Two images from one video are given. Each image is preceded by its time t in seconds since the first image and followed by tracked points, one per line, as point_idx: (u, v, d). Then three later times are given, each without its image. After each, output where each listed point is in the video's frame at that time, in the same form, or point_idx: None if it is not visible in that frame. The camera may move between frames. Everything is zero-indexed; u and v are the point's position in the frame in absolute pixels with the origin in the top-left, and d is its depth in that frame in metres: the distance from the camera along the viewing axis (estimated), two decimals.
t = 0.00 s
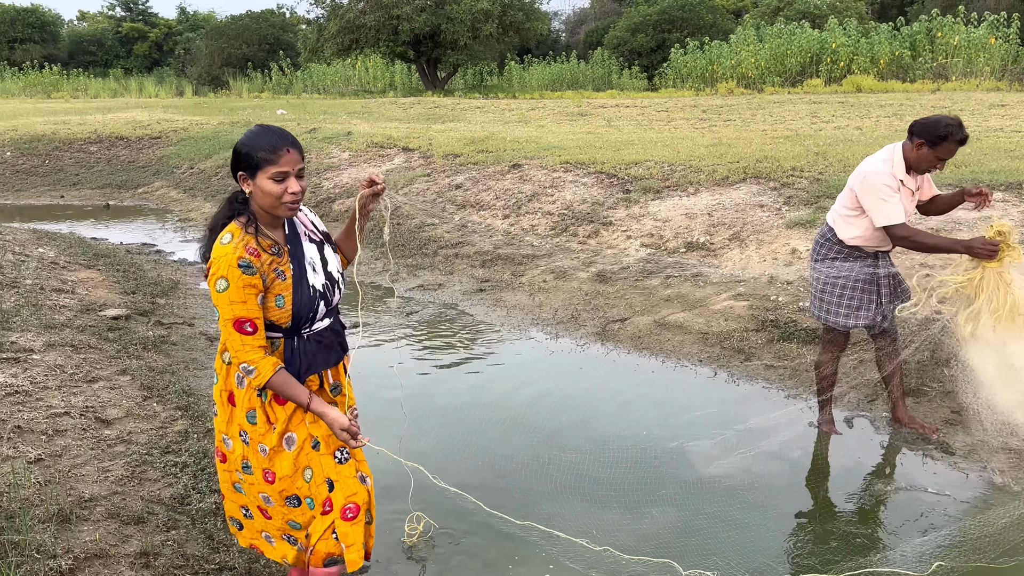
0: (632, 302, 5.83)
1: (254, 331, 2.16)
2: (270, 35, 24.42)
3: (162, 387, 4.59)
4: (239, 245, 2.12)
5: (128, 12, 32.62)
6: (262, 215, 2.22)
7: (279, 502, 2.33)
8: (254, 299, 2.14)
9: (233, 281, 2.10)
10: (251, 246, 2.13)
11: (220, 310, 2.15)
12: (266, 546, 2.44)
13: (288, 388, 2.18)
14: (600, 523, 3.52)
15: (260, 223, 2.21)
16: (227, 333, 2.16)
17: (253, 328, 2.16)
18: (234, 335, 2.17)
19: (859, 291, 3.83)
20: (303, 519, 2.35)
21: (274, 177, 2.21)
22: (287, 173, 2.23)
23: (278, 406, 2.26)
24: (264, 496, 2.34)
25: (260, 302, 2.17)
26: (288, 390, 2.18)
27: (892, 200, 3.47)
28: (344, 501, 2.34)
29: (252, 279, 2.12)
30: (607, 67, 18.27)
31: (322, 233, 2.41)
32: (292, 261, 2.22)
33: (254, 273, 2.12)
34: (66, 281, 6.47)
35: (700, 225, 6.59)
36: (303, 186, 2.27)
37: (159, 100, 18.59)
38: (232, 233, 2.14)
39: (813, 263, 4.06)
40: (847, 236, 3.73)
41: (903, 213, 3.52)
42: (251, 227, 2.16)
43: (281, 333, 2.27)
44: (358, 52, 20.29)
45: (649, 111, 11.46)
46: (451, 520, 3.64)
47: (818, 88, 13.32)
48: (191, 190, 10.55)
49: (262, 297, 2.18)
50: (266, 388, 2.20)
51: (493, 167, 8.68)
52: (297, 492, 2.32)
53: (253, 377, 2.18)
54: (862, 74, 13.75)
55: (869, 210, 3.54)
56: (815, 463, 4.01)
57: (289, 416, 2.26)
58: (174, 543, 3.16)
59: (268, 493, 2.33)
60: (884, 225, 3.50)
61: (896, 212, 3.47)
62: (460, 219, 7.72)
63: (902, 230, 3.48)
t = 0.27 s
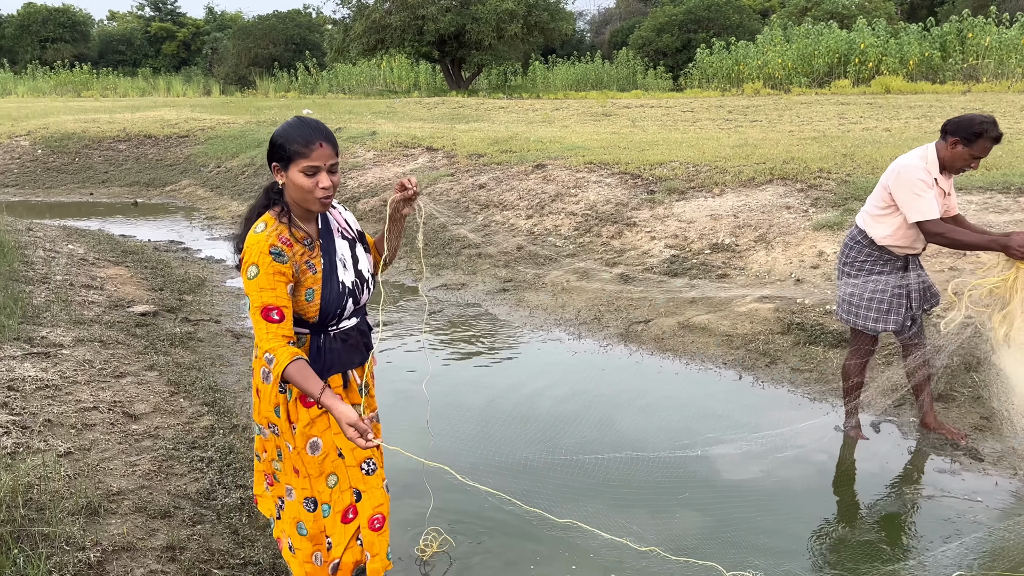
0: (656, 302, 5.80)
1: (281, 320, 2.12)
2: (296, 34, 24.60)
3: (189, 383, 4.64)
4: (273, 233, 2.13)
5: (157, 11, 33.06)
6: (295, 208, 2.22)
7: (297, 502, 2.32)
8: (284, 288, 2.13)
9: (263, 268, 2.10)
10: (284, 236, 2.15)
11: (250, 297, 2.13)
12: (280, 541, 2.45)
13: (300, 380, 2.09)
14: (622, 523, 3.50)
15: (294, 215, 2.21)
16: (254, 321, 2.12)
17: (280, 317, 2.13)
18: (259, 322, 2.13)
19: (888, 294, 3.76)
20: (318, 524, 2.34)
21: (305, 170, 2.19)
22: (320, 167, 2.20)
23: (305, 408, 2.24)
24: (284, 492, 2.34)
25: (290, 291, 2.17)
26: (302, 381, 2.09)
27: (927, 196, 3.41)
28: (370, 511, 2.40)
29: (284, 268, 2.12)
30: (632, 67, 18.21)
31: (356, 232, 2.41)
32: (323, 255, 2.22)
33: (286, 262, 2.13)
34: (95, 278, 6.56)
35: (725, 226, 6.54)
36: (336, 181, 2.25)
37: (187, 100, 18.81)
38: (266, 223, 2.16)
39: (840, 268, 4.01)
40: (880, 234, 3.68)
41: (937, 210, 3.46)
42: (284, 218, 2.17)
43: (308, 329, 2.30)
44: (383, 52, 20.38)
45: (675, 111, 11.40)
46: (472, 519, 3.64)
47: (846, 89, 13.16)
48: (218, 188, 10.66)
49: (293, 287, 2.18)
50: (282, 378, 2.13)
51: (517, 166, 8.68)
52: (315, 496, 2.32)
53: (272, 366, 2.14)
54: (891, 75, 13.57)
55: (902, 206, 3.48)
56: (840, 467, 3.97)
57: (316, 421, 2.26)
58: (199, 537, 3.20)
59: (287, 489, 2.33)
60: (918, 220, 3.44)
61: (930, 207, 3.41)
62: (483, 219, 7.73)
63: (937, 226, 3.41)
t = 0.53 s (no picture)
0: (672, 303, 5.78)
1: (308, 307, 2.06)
2: (315, 34, 24.72)
3: (206, 380, 4.68)
4: (292, 236, 2.12)
5: (177, 11, 33.37)
6: (310, 214, 2.20)
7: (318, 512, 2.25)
8: (308, 281, 2.09)
9: (288, 263, 2.07)
10: (304, 237, 2.13)
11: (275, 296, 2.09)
12: (289, 558, 2.34)
13: (330, 366, 1.96)
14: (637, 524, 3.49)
15: (309, 220, 2.19)
16: (280, 313, 2.05)
17: (306, 304, 2.07)
18: (286, 313, 2.05)
19: (907, 297, 3.72)
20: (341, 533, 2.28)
21: (324, 185, 2.14)
22: (339, 182, 2.16)
23: (339, 412, 2.21)
24: (305, 503, 2.25)
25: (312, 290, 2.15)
26: (332, 363, 1.97)
27: (948, 198, 3.36)
28: (395, 516, 2.39)
29: (308, 264, 2.10)
30: (650, 67, 18.14)
31: (369, 231, 2.42)
32: (343, 256, 2.21)
33: (309, 259, 2.11)
34: (115, 275, 6.63)
35: (743, 226, 6.49)
36: (354, 196, 2.21)
37: (206, 98, 18.96)
38: (285, 226, 2.13)
39: (859, 269, 3.97)
40: (899, 235, 3.64)
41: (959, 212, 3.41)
42: (301, 221, 2.15)
43: (335, 330, 2.27)
44: (401, 52, 20.41)
45: (693, 110, 11.34)
46: (487, 517, 3.63)
47: (867, 88, 13.03)
48: (237, 187, 10.74)
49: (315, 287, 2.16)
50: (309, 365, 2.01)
51: (533, 166, 8.67)
52: (341, 504, 2.26)
53: (300, 353, 2.01)
54: (912, 74, 13.41)
55: (923, 206, 3.44)
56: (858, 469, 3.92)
57: (347, 425, 2.22)
58: (216, 534, 3.22)
59: (308, 498, 2.25)
60: (938, 222, 3.40)
61: (951, 208, 3.36)
62: (500, 218, 7.72)
63: (956, 228, 3.36)
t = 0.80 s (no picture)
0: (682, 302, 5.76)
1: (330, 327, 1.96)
2: (325, 33, 24.77)
3: (216, 378, 4.70)
4: (314, 252, 2.03)
5: (188, 10, 33.54)
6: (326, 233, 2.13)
7: (339, 526, 2.14)
8: (329, 299, 2.00)
9: (313, 281, 1.98)
10: (325, 253, 2.05)
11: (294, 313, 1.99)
12: None
13: (343, 390, 1.86)
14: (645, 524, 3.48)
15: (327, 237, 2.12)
16: (299, 331, 1.95)
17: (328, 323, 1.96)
18: (306, 331, 1.94)
19: (920, 296, 3.69)
20: (363, 545, 2.19)
21: (344, 205, 2.07)
22: (359, 203, 2.09)
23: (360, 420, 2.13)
24: (320, 519, 2.13)
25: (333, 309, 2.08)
26: (345, 390, 1.86)
27: (961, 195, 3.34)
28: (420, 516, 2.35)
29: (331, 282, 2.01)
30: (660, 65, 18.10)
31: (381, 239, 2.36)
32: (361, 272, 2.15)
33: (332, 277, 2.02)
34: (126, 273, 6.67)
35: (753, 225, 6.46)
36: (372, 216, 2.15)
37: (217, 97, 19.04)
38: (305, 242, 2.05)
39: (871, 267, 3.93)
40: (912, 233, 3.61)
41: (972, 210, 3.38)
42: (320, 237, 2.07)
43: (352, 342, 2.20)
44: (410, 51, 20.43)
45: (703, 109, 11.30)
46: (495, 516, 3.62)
47: (878, 87, 12.95)
48: (247, 185, 10.77)
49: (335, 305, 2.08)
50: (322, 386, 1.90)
51: (542, 164, 8.66)
52: (365, 515, 2.17)
53: (314, 372, 1.90)
54: (924, 73, 13.31)
55: (936, 204, 3.41)
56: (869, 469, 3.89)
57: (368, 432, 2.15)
58: (225, 531, 3.23)
59: (326, 514, 2.13)
60: (951, 219, 3.37)
61: (964, 205, 3.33)
62: (509, 217, 7.72)
63: (969, 225, 3.33)
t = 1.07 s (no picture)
0: (684, 300, 5.76)
1: (342, 355, 2.05)
2: (328, 31, 24.80)
3: (219, 376, 4.71)
4: (325, 266, 1.99)
5: (192, 8, 33.64)
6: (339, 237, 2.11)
7: (362, 530, 2.18)
8: (340, 323, 2.03)
9: (326, 306, 1.98)
10: (336, 266, 2.01)
11: (307, 336, 2.03)
12: None
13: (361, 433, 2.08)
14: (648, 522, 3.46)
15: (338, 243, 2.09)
16: (314, 359, 2.04)
17: (339, 352, 2.05)
18: (321, 361, 2.04)
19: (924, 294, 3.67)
20: (386, 547, 2.23)
21: (359, 208, 2.07)
22: (373, 205, 2.09)
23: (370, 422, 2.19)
24: (340, 526, 2.17)
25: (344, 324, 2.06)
26: (364, 435, 2.08)
27: (966, 192, 3.32)
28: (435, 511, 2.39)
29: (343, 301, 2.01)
30: (663, 63, 18.08)
31: (384, 242, 2.33)
32: (370, 279, 2.12)
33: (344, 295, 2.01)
34: (129, 271, 6.68)
35: (756, 223, 6.45)
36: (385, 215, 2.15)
37: (220, 95, 19.08)
38: (315, 254, 2.00)
39: (874, 265, 3.91)
40: (915, 230, 3.60)
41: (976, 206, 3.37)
42: (331, 246, 2.02)
43: (359, 347, 2.16)
44: (413, 49, 20.43)
45: (706, 106, 11.28)
46: (496, 513, 3.62)
47: (882, 84, 12.91)
48: (250, 183, 10.79)
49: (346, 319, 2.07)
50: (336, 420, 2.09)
51: (545, 162, 8.65)
52: (383, 516, 2.22)
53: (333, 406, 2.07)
54: (928, 70, 13.25)
55: (940, 200, 3.39)
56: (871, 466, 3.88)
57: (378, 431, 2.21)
58: (228, 528, 3.23)
59: (347, 520, 2.18)
60: (954, 215, 3.36)
61: (967, 202, 3.32)
62: (511, 214, 7.71)
63: (972, 221, 3.32)
